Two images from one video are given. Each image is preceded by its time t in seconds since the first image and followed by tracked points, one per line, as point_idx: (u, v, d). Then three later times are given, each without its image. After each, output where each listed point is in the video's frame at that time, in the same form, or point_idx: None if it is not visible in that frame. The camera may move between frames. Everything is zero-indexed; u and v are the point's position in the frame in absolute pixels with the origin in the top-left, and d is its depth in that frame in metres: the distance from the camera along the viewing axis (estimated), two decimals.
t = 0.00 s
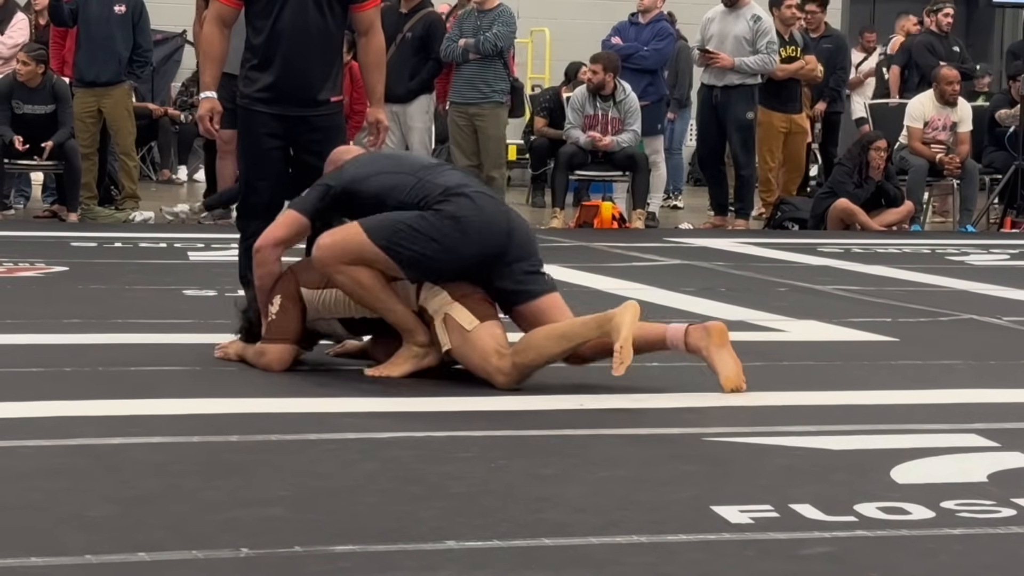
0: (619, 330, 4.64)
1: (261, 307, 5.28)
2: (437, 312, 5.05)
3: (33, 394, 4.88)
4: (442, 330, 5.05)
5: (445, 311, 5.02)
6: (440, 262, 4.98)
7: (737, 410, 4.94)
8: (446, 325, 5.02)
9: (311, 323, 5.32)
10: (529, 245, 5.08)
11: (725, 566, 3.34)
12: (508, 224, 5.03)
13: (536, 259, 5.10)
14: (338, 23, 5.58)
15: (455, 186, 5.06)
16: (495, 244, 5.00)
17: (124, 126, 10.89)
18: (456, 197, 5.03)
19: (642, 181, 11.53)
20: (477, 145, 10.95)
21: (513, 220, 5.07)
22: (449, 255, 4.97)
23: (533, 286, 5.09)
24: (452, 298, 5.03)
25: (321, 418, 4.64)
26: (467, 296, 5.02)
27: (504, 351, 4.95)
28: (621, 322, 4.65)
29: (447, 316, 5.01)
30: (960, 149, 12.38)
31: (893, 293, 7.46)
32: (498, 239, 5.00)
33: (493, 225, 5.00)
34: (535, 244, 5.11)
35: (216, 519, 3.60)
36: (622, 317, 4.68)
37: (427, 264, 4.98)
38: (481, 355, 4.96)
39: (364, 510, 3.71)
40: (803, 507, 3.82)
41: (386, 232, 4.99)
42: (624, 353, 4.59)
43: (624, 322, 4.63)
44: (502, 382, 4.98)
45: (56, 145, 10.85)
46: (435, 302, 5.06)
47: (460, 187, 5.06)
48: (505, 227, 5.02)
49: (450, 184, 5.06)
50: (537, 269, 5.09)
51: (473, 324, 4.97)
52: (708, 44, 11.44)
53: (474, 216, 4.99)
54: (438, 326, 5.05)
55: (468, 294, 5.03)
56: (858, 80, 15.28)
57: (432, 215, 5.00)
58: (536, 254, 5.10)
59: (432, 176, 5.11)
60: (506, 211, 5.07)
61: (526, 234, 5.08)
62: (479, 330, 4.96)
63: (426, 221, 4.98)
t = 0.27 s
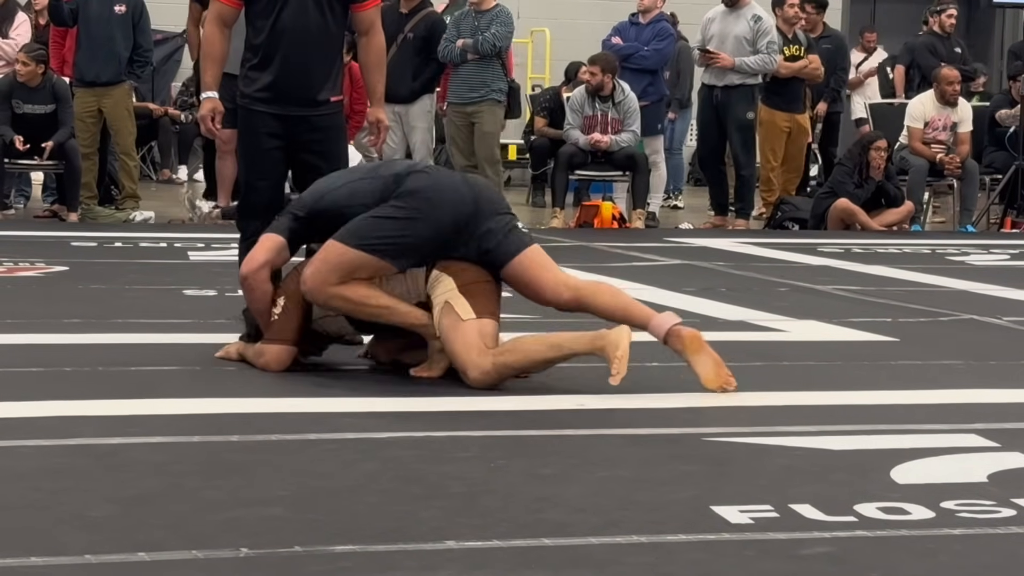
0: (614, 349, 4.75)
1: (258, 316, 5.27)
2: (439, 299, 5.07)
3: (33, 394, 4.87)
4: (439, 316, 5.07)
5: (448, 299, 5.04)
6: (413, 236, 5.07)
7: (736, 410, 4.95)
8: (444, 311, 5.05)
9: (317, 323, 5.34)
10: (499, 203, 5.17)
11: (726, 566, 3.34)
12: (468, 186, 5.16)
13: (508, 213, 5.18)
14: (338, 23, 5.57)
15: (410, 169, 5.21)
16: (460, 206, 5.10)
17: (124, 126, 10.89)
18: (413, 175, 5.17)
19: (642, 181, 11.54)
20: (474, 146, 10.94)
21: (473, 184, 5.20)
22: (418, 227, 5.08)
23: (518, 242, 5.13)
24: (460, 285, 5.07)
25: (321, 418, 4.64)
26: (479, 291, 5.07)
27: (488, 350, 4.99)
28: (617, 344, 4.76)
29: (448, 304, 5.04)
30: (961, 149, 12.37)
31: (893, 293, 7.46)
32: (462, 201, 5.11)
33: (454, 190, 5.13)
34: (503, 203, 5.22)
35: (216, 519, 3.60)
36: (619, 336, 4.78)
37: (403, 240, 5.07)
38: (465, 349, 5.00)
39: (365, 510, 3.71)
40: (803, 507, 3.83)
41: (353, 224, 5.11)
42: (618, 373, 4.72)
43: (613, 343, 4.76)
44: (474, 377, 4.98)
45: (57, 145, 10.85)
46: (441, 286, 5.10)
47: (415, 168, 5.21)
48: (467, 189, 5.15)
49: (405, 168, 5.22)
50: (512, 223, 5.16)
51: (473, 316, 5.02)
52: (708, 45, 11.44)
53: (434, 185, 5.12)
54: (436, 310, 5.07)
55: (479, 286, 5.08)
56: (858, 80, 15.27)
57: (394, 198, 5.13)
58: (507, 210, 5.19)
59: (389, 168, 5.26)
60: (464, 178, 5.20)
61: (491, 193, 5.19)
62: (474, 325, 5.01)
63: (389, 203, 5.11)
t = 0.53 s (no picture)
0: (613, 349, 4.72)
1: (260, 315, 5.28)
2: (438, 304, 5.06)
3: (32, 394, 4.87)
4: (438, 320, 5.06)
5: (448, 301, 5.04)
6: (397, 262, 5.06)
7: (736, 410, 4.95)
8: (444, 315, 5.03)
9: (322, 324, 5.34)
10: (467, 198, 5.16)
11: (726, 566, 3.34)
12: (431, 190, 5.13)
13: (478, 204, 5.18)
14: (338, 22, 5.56)
15: (372, 187, 5.17)
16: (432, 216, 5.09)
17: (124, 125, 10.89)
18: (376, 195, 5.13)
19: (642, 181, 11.54)
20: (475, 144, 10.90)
21: (435, 184, 5.17)
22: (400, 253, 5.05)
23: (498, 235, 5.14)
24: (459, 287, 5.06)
25: (320, 418, 4.64)
26: (478, 291, 5.07)
27: (487, 350, 4.98)
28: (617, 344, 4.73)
29: (447, 306, 5.03)
30: (960, 149, 12.37)
31: (893, 293, 7.47)
32: (432, 211, 5.10)
33: (420, 201, 5.10)
34: (470, 192, 5.20)
35: (216, 518, 3.60)
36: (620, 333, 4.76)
37: (390, 270, 5.06)
38: (465, 350, 4.99)
39: (365, 510, 3.71)
40: (803, 507, 3.83)
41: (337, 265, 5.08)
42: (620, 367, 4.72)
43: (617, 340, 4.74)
44: (473, 376, 4.98)
45: (57, 144, 10.86)
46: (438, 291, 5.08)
47: (376, 185, 5.17)
48: (432, 195, 5.12)
49: (367, 187, 5.17)
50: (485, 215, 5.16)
51: (472, 317, 5.01)
52: (709, 45, 11.44)
53: (399, 203, 5.09)
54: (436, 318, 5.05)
55: (479, 286, 5.08)
56: (858, 80, 15.27)
57: (366, 226, 5.09)
58: (476, 200, 5.19)
59: (352, 188, 5.22)
60: (425, 180, 5.17)
61: (455, 188, 5.17)
62: (474, 326, 5.00)
63: (363, 233, 5.08)
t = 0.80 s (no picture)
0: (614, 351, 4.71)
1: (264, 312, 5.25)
2: (455, 312, 5.06)
3: (32, 394, 4.88)
4: (451, 321, 5.07)
5: (464, 304, 5.04)
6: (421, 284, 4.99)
7: (736, 410, 4.95)
8: (460, 318, 5.04)
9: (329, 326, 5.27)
10: (488, 209, 5.08)
11: (726, 565, 3.34)
12: (452, 204, 5.04)
13: (498, 216, 5.11)
14: (337, 22, 5.56)
15: (391, 200, 5.06)
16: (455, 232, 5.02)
17: (124, 125, 10.89)
18: (397, 210, 5.03)
19: (642, 181, 11.53)
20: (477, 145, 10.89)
21: (455, 196, 5.08)
22: (424, 274, 4.98)
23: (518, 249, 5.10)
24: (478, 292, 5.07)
25: (320, 418, 4.64)
26: (495, 298, 5.08)
27: (489, 351, 5.00)
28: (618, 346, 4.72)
29: (465, 311, 5.04)
30: (960, 149, 12.37)
31: (893, 293, 7.46)
32: (454, 228, 5.02)
33: (442, 217, 5.02)
34: (489, 201, 5.13)
35: (216, 518, 3.60)
36: (621, 335, 4.75)
37: (414, 291, 4.99)
38: (468, 349, 5.02)
39: (364, 510, 3.71)
40: (802, 507, 3.83)
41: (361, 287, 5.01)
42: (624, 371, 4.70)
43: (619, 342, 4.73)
44: (474, 376, 4.99)
45: (57, 144, 10.87)
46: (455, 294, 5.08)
47: (395, 198, 5.06)
48: (453, 209, 5.04)
49: (386, 200, 5.07)
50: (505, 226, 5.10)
51: (487, 322, 5.03)
52: (712, 45, 11.47)
53: (421, 221, 4.99)
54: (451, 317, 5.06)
55: (495, 297, 5.08)
56: (858, 80, 15.26)
57: (387, 244, 5.00)
58: (495, 210, 5.11)
59: (370, 198, 5.11)
60: (445, 192, 5.08)
61: (475, 199, 5.09)
62: (486, 330, 5.02)
63: (385, 253, 4.99)
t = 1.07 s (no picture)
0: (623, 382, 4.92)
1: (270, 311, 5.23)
2: (472, 314, 5.05)
3: (32, 393, 4.87)
4: (467, 319, 5.06)
5: (484, 305, 5.04)
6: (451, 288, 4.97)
7: (735, 410, 4.95)
8: (476, 316, 5.04)
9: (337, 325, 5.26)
10: (520, 218, 5.08)
11: (725, 564, 3.34)
12: (486, 211, 5.02)
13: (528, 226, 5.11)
14: (334, 22, 5.57)
15: (425, 203, 5.03)
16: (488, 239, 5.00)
17: (123, 124, 10.89)
18: (432, 213, 5.00)
19: (641, 181, 11.54)
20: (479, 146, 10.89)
21: (488, 203, 5.07)
22: (456, 279, 4.96)
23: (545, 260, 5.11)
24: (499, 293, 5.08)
25: (320, 418, 4.64)
26: (515, 304, 5.10)
27: (498, 354, 5.02)
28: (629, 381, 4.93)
29: (484, 312, 5.04)
30: (960, 149, 12.37)
31: (892, 293, 7.46)
32: (487, 234, 5.00)
33: (476, 222, 5.00)
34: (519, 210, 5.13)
35: (215, 517, 3.60)
36: (631, 372, 4.96)
37: (444, 295, 4.97)
38: (477, 346, 5.03)
39: (364, 509, 3.71)
40: (801, 507, 3.83)
41: (389, 286, 4.97)
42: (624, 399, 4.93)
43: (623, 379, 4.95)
44: (479, 374, 4.99)
45: (57, 144, 10.85)
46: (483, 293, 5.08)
47: (430, 202, 5.03)
48: (487, 216, 5.02)
49: (420, 202, 5.03)
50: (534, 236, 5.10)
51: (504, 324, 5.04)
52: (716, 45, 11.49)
53: (457, 226, 4.97)
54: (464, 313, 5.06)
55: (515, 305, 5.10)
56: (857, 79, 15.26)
57: (419, 246, 4.97)
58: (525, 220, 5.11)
59: (403, 199, 5.08)
60: (479, 198, 5.06)
61: (507, 207, 5.08)
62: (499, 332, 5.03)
63: (418, 254, 4.96)
